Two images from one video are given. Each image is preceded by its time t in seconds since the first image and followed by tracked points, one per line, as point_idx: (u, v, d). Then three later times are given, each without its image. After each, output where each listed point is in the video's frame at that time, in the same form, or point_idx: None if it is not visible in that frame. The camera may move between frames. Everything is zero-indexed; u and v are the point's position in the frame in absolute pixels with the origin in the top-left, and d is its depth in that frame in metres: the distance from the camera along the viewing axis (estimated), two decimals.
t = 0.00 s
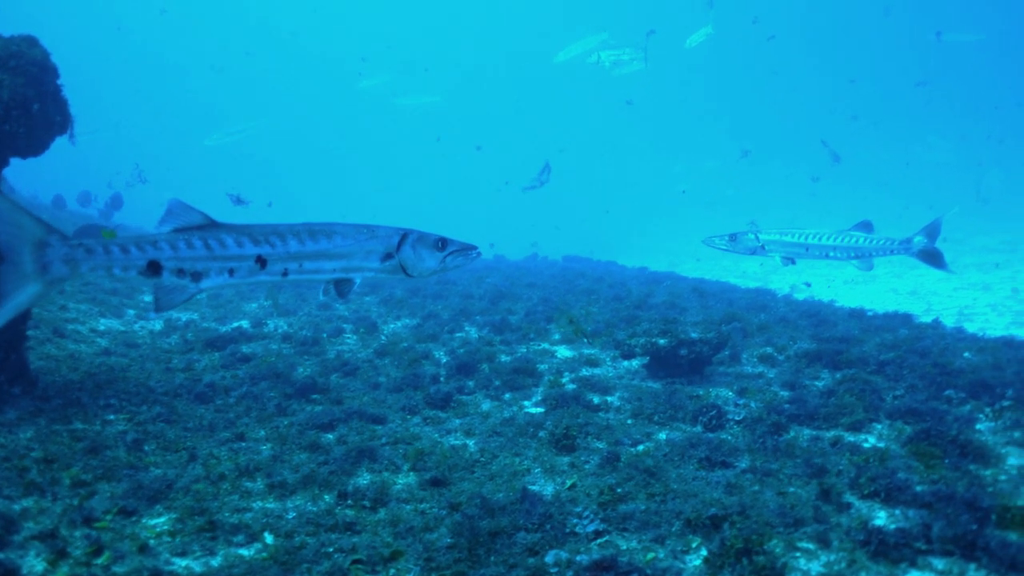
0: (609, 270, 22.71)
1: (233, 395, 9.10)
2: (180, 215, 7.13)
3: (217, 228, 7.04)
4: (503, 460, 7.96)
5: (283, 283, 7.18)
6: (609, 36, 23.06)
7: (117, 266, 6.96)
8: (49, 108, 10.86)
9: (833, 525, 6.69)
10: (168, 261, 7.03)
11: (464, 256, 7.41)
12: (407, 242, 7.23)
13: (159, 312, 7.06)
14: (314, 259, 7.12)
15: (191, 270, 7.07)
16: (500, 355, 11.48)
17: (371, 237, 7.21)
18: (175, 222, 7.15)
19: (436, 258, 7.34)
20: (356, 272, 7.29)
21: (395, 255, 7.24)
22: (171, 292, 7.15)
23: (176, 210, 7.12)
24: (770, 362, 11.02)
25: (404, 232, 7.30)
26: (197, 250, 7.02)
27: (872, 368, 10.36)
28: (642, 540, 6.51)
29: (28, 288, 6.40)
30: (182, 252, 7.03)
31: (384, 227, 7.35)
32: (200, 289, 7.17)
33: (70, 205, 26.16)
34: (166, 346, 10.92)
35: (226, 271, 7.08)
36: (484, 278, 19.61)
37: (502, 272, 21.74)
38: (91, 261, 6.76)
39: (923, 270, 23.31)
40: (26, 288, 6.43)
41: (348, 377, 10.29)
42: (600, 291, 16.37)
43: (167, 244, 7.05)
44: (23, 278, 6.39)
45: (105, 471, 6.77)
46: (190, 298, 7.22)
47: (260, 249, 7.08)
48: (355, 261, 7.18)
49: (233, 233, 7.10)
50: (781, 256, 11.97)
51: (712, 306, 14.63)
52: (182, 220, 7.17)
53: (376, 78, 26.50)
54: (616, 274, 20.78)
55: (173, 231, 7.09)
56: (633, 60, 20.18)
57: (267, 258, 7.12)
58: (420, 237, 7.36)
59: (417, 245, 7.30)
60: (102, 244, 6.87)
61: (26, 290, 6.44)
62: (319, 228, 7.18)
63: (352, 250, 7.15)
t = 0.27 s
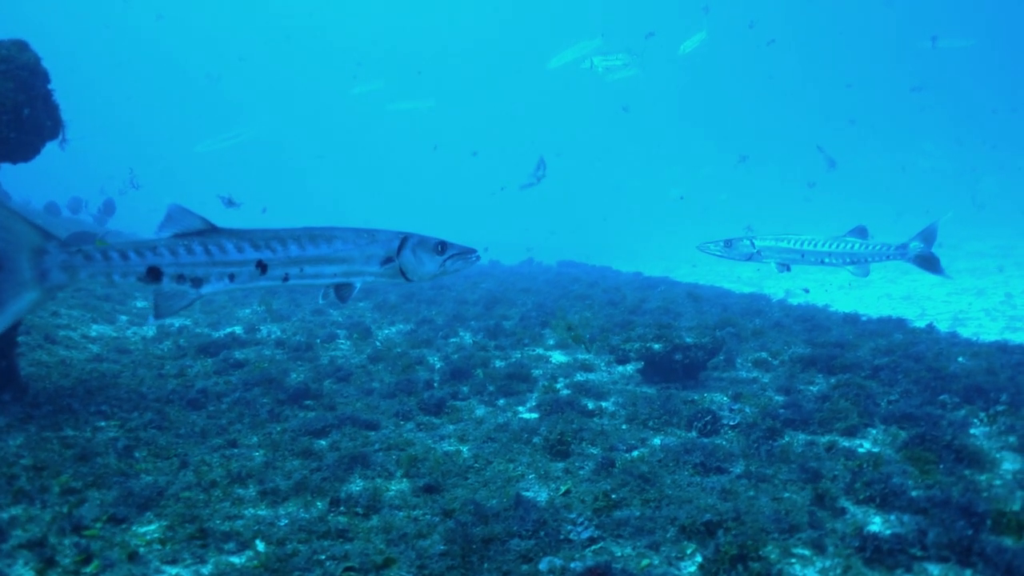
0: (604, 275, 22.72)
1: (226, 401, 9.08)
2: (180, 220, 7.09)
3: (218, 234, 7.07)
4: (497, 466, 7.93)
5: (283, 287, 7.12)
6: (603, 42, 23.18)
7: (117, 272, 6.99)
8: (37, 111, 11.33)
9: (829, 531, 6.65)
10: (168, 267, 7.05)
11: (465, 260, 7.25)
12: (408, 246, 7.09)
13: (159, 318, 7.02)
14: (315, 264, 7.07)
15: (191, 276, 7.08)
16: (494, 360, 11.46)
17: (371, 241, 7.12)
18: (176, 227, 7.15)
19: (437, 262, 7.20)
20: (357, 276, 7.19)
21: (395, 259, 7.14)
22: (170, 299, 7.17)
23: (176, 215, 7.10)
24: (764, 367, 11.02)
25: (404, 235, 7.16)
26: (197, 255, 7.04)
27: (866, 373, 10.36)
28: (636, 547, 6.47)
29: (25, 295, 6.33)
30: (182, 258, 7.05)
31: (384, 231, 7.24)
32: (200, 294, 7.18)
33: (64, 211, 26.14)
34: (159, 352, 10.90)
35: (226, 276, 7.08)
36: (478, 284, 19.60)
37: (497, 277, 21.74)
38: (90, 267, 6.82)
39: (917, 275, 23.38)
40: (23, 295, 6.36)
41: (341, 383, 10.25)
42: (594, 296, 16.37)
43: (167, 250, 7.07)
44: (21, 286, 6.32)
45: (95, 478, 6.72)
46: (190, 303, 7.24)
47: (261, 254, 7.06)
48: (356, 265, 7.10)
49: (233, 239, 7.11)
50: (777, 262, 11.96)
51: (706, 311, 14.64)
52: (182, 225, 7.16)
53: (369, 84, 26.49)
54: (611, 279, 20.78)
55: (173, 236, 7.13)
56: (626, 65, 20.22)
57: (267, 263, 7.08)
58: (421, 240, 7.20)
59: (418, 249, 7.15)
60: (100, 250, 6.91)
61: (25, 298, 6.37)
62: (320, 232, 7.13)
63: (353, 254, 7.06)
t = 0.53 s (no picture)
0: (601, 278, 22.71)
1: (221, 406, 9.05)
2: (184, 223, 7.11)
3: (221, 237, 7.02)
4: (494, 470, 7.89)
5: (287, 291, 7.07)
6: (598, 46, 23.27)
7: (120, 277, 7.02)
8: (31, 115, 11.50)
9: (827, 535, 6.62)
10: (171, 271, 7.01)
11: (467, 262, 7.11)
12: (411, 248, 6.99)
13: (163, 324, 6.98)
14: (318, 267, 7.02)
15: (194, 280, 7.04)
16: (491, 364, 11.44)
17: (374, 244, 7.06)
18: (180, 231, 7.15)
19: (439, 263, 7.09)
20: (359, 280, 7.12)
21: (397, 262, 7.05)
22: (174, 303, 7.06)
23: (179, 219, 7.09)
24: (762, 370, 11.01)
25: (406, 237, 7.07)
26: (201, 260, 7.00)
27: (864, 376, 10.34)
28: (634, 551, 6.43)
29: (27, 301, 6.54)
30: (186, 262, 7.02)
31: (387, 233, 7.18)
32: (204, 299, 7.11)
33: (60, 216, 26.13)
34: (154, 357, 10.88)
35: (229, 280, 7.03)
36: (475, 288, 19.58)
37: (494, 281, 21.72)
38: (92, 272, 6.90)
39: (915, 277, 23.38)
40: (26, 301, 6.58)
41: (338, 388, 10.22)
42: (591, 300, 16.35)
43: (170, 254, 7.04)
44: (23, 292, 6.55)
45: (88, 484, 6.68)
46: (195, 308, 7.13)
47: (264, 257, 7.01)
48: (358, 268, 7.03)
49: (237, 242, 7.06)
50: (776, 267, 11.94)
51: (703, 314, 14.62)
52: (185, 228, 7.14)
53: (364, 88, 26.50)
54: (608, 283, 20.77)
55: (176, 240, 7.08)
56: (621, 68, 20.26)
57: (271, 266, 7.04)
58: (424, 242, 7.10)
59: (420, 251, 7.05)
60: (103, 256, 6.97)
61: (27, 304, 6.58)
62: (323, 235, 7.09)
63: (355, 257, 7.01)
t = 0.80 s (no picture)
0: (598, 282, 22.71)
1: (215, 410, 9.02)
2: (187, 226, 7.10)
3: (225, 241, 6.97)
4: (490, 475, 7.86)
5: (290, 294, 7.04)
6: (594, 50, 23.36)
7: (123, 282, 6.98)
8: (24, 118, 11.60)
9: (825, 539, 6.60)
10: (174, 275, 6.98)
11: (470, 264, 7.10)
12: (413, 251, 7.00)
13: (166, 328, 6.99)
14: (321, 270, 6.99)
15: (198, 284, 7.01)
16: (487, 368, 11.42)
17: (376, 246, 7.05)
18: (182, 234, 7.12)
19: (442, 265, 7.07)
20: (362, 282, 7.14)
21: (400, 264, 7.04)
22: (178, 308, 7.10)
23: (182, 222, 7.08)
24: (758, 374, 11.01)
25: (409, 240, 7.07)
26: (204, 263, 6.97)
27: (860, 380, 10.34)
28: (630, 556, 6.40)
29: (29, 307, 6.45)
30: (188, 266, 6.99)
31: (389, 235, 7.17)
32: (208, 303, 7.12)
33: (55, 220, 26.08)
34: (149, 361, 10.84)
35: (232, 284, 7.01)
36: (471, 291, 19.56)
37: (490, 285, 21.70)
38: (96, 278, 6.84)
39: (911, 281, 23.40)
40: (28, 307, 6.50)
41: (333, 392, 10.18)
42: (587, 304, 16.34)
43: (173, 258, 7.02)
44: (25, 298, 6.47)
45: (81, 489, 6.64)
46: (198, 312, 7.18)
47: (267, 261, 6.99)
48: (360, 271, 7.04)
49: (240, 246, 7.02)
50: (773, 272, 11.99)
51: (700, 318, 14.62)
52: (188, 231, 7.15)
53: (361, 92, 26.51)
54: (604, 287, 20.77)
55: (179, 244, 7.09)
56: (616, 72, 20.33)
57: (274, 269, 7.01)
58: (426, 244, 7.09)
59: (423, 253, 7.04)
60: (106, 261, 6.91)
61: (29, 310, 6.50)
62: (326, 238, 7.06)
63: (358, 259, 7.01)
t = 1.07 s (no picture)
0: (594, 286, 22.72)
1: (208, 415, 8.98)
2: (188, 229, 7.05)
3: (226, 244, 6.95)
4: (484, 480, 7.83)
5: (291, 298, 7.04)
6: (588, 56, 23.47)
7: (125, 287, 6.96)
8: (14, 120, 11.74)
9: (820, 544, 6.58)
10: (176, 280, 6.97)
11: (472, 266, 7.10)
12: (414, 254, 6.99)
13: (168, 333, 6.99)
14: (322, 273, 6.98)
15: (200, 288, 7.00)
16: (482, 372, 11.39)
17: (377, 249, 7.05)
18: (183, 238, 7.09)
19: (443, 268, 7.06)
20: (363, 285, 7.12)
21: (401, 267, 7.03)
22: (179, 313, 7.08)
23: (183, 225, 7.03)
24: (753, 378, 11.01)
25: (409, 243, 7.06)
26: (205, 267, 6.97)
27: (855, 384, 10.34)
28: (625, 561, 6.36)
29: (29, 313, 6.48)
30: (190, 270, 6.98)
31: (389, 238, 7.16)
32: (209, 307, 7.11)
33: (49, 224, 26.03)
34: (141, 366, 10.81)
35: (234, 288, 6.99)
36: (466, 296, 19.55)
37: (486, 289, 21.69)
38: (98, 283, 6.87)
39: (906, 285, 23.46)
40: (28, 313, 6.52)
41: (327, 397, 10.15)
42: (582, 308, 16.34)
43: (175, 262, 7.00)
44: (26, 305, 6.48)
45: (72, 495, 6.59)
46: (200, 317, 7.13)
47: (269, 264, 6.98)
48: (361, 274, 7.02)
49: (241, 249, 7.00)
50: (770, 278, 12.03)
51: (694, 322, 14.62)
52: (189, 235, 7.09)
53: (356, 96, 26.55)
54: (599, 291, 20.78)
55: (180, 248, 7.05)
56: (610, 77, 20.41)
57: (275, 273, 7.00)
58: (427, 247, 7.08)
59: (424, 256, 7.04)
60: (108, 266, 6.93)
61: (29, 317, 6.50)
62: (326, 241, 7.03)
63: (359, 262, 7.00)
